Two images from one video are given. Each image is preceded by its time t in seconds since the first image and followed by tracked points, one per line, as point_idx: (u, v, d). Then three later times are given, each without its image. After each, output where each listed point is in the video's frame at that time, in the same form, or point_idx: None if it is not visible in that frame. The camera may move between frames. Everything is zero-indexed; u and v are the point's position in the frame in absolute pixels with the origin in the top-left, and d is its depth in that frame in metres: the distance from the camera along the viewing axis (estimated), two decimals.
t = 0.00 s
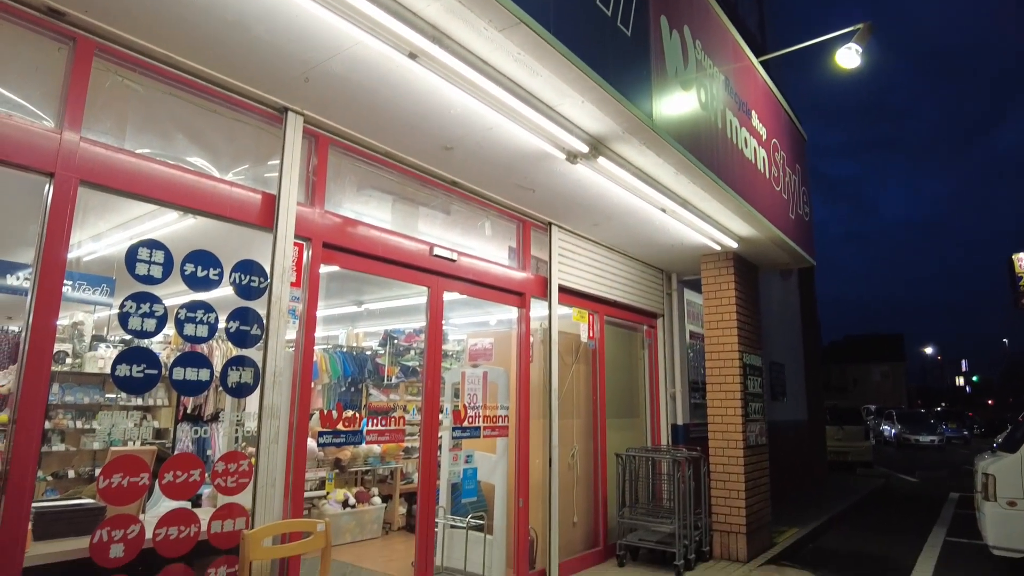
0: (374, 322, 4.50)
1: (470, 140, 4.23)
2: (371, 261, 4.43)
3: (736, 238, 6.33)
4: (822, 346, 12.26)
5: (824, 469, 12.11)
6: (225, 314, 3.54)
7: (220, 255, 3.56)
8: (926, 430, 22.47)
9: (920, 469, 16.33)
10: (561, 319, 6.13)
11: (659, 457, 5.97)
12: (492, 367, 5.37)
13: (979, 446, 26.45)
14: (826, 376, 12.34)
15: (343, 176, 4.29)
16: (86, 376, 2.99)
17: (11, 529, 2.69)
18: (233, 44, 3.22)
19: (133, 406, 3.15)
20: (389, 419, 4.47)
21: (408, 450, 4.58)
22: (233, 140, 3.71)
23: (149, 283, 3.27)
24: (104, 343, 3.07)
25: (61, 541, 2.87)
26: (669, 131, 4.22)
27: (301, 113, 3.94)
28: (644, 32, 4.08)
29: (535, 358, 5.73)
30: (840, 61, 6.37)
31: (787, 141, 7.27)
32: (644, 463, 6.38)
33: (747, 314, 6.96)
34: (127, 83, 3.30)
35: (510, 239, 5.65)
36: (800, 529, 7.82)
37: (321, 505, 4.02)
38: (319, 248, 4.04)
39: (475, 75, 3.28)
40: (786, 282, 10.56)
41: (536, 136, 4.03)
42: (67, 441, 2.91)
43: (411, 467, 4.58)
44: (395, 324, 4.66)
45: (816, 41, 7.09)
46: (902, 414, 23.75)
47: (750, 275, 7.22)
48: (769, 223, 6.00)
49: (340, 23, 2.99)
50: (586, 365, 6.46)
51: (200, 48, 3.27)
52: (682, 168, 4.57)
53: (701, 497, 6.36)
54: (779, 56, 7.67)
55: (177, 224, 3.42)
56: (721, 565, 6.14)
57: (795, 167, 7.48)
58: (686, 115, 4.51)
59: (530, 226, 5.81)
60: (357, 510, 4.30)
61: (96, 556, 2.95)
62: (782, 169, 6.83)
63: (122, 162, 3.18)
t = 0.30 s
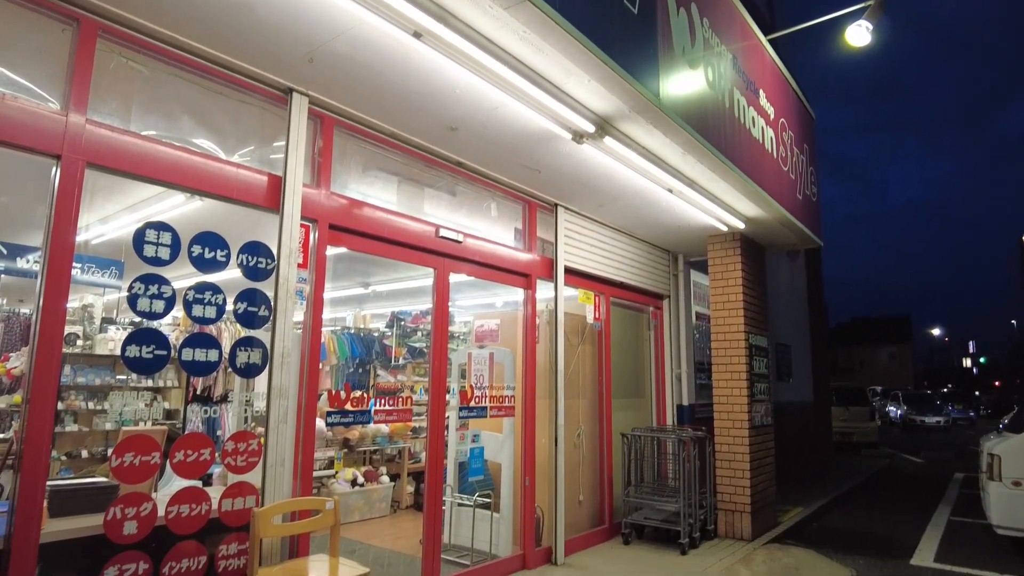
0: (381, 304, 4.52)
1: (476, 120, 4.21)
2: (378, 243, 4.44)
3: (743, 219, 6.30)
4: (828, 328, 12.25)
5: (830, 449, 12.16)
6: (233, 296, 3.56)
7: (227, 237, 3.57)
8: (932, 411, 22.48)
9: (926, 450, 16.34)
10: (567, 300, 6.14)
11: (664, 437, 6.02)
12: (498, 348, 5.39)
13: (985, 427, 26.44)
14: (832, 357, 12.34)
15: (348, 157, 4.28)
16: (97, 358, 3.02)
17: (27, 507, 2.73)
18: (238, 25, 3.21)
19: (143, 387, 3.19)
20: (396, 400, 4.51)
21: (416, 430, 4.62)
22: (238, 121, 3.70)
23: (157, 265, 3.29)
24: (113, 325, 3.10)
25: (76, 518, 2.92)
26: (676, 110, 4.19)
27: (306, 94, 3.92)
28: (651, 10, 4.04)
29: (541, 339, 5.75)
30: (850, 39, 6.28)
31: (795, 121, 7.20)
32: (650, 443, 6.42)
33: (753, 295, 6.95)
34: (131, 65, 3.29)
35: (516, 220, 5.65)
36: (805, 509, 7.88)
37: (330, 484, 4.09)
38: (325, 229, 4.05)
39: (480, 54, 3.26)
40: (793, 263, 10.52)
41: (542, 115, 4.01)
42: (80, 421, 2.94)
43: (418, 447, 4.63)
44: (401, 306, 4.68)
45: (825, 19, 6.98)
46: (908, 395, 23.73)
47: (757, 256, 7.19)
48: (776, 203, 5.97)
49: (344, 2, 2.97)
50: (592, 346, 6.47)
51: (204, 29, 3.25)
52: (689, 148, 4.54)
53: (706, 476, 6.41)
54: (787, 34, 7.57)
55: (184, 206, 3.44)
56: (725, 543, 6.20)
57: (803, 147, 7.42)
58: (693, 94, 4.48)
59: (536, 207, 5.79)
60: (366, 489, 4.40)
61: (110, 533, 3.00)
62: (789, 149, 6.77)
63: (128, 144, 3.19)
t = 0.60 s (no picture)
0: (388, 279, 4.54)
1: (483, 93, 4.18)
2: (385, 217, 4.43)
3: (752, 193, 6.24)
4: (836, 303, 12.21)
5: (836, 424, 12.20)
6: (241, 270, 3.58)
7: (234, 212, 3.58)
8: (939, 387, 22.48)
9: (932, 425, 16.37)
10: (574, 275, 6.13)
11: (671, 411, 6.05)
12: (505, 323, 5.41)
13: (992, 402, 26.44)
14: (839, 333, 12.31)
15: (354, 130, 4.26)
16: (108, 333, 3.05)
17: (44, 479, 2.78)
18: None
19: (154, 361, 3.22)
20: (404, 374, 4.54)
21: (424, 404, 4.66)
22: (242, 95, 3.68)
23: (166, 240, 3.30)
24: (124, 301, 3.12)
25: (93, 489, 2.97)
26: (685, 82, 4.14)
27: (311, 67, 3.89)
28: None
29: (548, 314, 5.76)
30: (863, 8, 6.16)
31: (805, 93, 7.10)
32: (656, 417, 6.46)
33: (761, 269, 6.92)
34: (135, 38, 3.27)
35: (523, 194, 5.62)
36: (810, 482, 7.94)
37: (340, 456, 4.14)
38: (332, 203, 4.04)
39: (487, 24, 3.22)
40: (801, 238, 10.45)
41: (549, 88, 3.97)
42: (93, 396, 2.98)
43: (427, 420, 4.67)
44: (409, 282, 4.69)
45: None
46: (915, 371, 23.70)
47: (766, 230, 7.15)
48: (785, 177, 5.91)
49: None
50: (599, 321, 6.48)
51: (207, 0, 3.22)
52: (698, 120, 4.49)
53: (712, 449, 6.46)
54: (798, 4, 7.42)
55: (192, 181, 3.43)
56: (730, 515, 6.27)
57: (813, 120, 7.32)
58: (703, 66, 4.42)
59: (543, 181, 5.76)
60: (375, 461, 4.44)
61: (125, 503, 3.07)
62: (800, 122, 6.69)
63: (134, 119, 3.18)
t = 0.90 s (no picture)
0: (396, 249, 4.55)
1: (490, 58, 4.12)
2: (393, 185, 4.41)
3: (763, 160, 6.17)
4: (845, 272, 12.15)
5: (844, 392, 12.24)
6: (250, 239, 3.59)
7: (242, 180, 3.57)
8: (948, 355, 22.45)
9: (939, 393, 16.40)
10: (582, 244, 6.11)
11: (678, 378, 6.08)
12: (513, 291, 5.42)
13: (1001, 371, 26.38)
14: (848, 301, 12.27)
15: (360, 97, 4.22)
16: (120, 303, 3.08)
17: (63, 445, 2.84)
18: None
19: (166, 329, 3.26)
20: (414, 342, 4.57)
21: (433, 371, 4.70)
22: (247, 62, 3.65)
23: (175, 208, 3.30)
24: (134, 271, 3.15)
25: (110, 454, 3.03)
26: (696, 46, 4.07)
27: (316, 32, 3.83)
28: None
29: (555, 283, 5.76)
30: None
31: (819, 57, 6.95)
32: (664, 385, 6.50)
33: (771, 237, 6.88)
34: (137, 4, 3.23)
35: (531, 162, 5.58)
36: (816, 450, 8.00)
37: (350, 423, 4.30)
38: (339, 171, 4.03)
39: None
40: (812, 206, 10.36)
41: (558, 52, 3.92)
42: (107, 364, 3.03)
43: (436, 387, 4.72)
44: (417, 251, 4.71)
45: None
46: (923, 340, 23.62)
47: (776, 197, 7.08)
48: (797, 143, 5.82)
49: None
50: (607, 290, 6.48)
51: None
52: (709, 85, 4.42)
53: (719, 416, 6.50)
54: None
55: (199, 149, 3.42)
56: (737, 481, 6.34)
57: (826, 84, 7.19)
58: (714, 29, 4.33)
59: (551, 148, 5.71)
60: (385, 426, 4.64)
61: (143, 468, 3.13)
62: (812, 87, 6.56)
63: (140, 86, 3.15)
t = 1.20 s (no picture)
0: (404, 217, 4.61)
1: (498, 20, 4.05)
2: (401, 151, 4.38)
3: (775, 124, 6.07)
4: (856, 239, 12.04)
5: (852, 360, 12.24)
6: (260, 205, 3.60)
7: (250, 147, 3.56)
8: (958, 324, 22.34)
9: (948, 361, 16.37)
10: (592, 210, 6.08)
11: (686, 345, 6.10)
12: (522, 259, 5.42)
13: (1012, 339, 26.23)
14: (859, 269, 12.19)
15: (367, 61, 4.17)
16: (131, 271, 3.11)
17: (82, 410, 2.89)
18: None
19: (178, 296, 3.30)
20: (423, 309, 4.60)
21: (442, 338, 4.74)
22: (252, 26, 3.62)
23: (184, 175, 3.31)
24: (144, 239, 3.16)
25: (127, 418, 3.09)
26: (709, 6, 3.98)
27: None
28: None
29: (564, 250, 5.74)
30: None
31: (835, 18, 6.78)
32: (672, 351, 6.52)
33: (782, 203, 6.81)
34: None
35: (540, 127, 5.52)
36: (823, 416, 8.05)
37: (363, 388, 4.32)
38: (347, 137, 4.00)
39: None
40: (824, 171, 10.22)
41: (567, 13, 3.84)
42: (121, 331, 3.07)
43: (446, 354, 4.76)
44: (425, 218, 4.73)
45: None
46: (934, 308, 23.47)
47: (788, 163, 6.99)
48: (810, 108, 5.72)
49: None
50: (616, 257, 6.47)
51: None
52: (721, 47, 4.34)
53: (727, 382, 6.53)
54: None
55: (206, 116, 3.41)
56: (743, 446, 6.40)
57: (842, 47, 7.02)
58: None
59: (560, 113, 5.64)
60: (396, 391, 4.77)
61: (160, 432, 3.20)
62: (827, 49, 6.42)
63: (145, 51, 3.13)
